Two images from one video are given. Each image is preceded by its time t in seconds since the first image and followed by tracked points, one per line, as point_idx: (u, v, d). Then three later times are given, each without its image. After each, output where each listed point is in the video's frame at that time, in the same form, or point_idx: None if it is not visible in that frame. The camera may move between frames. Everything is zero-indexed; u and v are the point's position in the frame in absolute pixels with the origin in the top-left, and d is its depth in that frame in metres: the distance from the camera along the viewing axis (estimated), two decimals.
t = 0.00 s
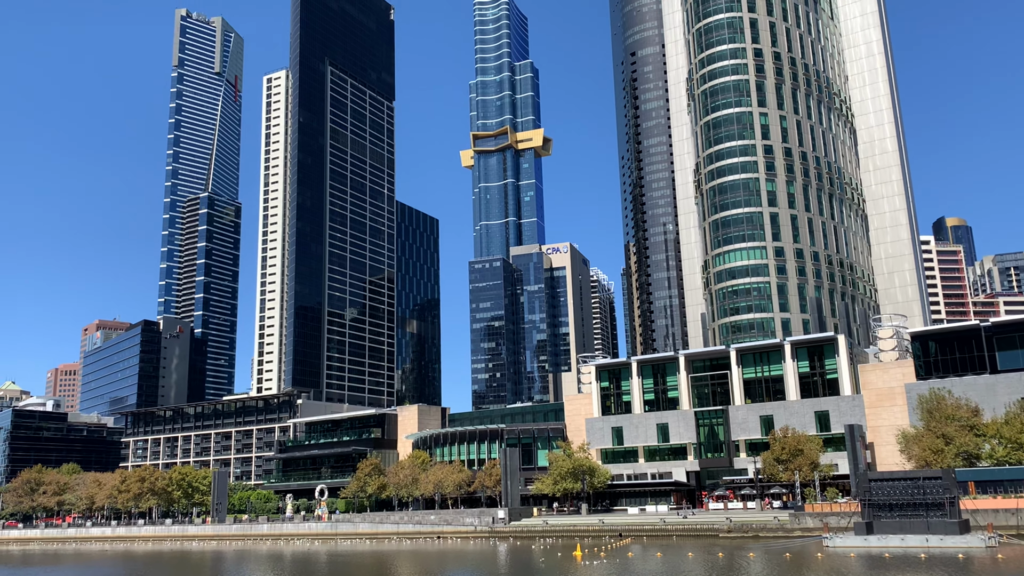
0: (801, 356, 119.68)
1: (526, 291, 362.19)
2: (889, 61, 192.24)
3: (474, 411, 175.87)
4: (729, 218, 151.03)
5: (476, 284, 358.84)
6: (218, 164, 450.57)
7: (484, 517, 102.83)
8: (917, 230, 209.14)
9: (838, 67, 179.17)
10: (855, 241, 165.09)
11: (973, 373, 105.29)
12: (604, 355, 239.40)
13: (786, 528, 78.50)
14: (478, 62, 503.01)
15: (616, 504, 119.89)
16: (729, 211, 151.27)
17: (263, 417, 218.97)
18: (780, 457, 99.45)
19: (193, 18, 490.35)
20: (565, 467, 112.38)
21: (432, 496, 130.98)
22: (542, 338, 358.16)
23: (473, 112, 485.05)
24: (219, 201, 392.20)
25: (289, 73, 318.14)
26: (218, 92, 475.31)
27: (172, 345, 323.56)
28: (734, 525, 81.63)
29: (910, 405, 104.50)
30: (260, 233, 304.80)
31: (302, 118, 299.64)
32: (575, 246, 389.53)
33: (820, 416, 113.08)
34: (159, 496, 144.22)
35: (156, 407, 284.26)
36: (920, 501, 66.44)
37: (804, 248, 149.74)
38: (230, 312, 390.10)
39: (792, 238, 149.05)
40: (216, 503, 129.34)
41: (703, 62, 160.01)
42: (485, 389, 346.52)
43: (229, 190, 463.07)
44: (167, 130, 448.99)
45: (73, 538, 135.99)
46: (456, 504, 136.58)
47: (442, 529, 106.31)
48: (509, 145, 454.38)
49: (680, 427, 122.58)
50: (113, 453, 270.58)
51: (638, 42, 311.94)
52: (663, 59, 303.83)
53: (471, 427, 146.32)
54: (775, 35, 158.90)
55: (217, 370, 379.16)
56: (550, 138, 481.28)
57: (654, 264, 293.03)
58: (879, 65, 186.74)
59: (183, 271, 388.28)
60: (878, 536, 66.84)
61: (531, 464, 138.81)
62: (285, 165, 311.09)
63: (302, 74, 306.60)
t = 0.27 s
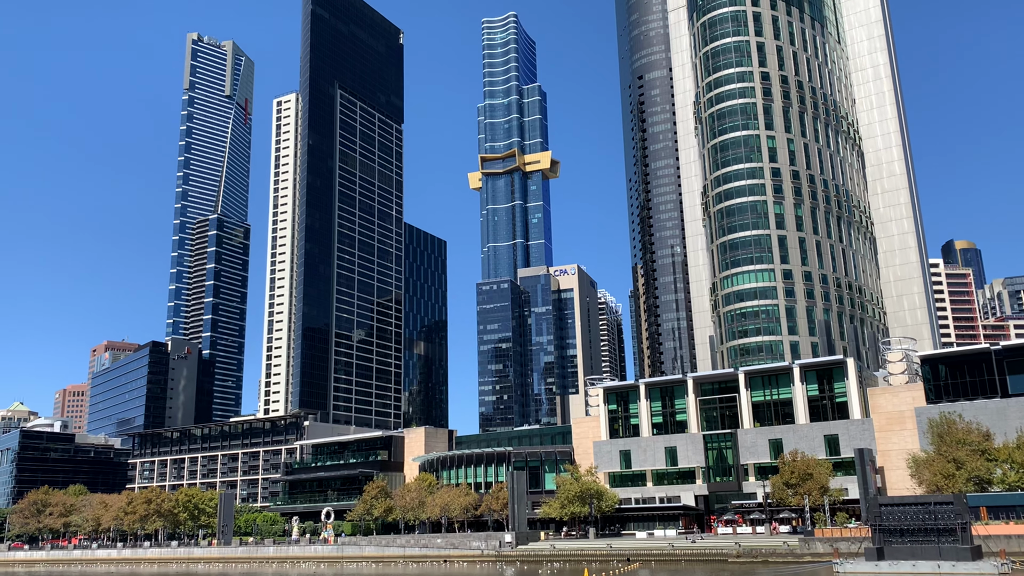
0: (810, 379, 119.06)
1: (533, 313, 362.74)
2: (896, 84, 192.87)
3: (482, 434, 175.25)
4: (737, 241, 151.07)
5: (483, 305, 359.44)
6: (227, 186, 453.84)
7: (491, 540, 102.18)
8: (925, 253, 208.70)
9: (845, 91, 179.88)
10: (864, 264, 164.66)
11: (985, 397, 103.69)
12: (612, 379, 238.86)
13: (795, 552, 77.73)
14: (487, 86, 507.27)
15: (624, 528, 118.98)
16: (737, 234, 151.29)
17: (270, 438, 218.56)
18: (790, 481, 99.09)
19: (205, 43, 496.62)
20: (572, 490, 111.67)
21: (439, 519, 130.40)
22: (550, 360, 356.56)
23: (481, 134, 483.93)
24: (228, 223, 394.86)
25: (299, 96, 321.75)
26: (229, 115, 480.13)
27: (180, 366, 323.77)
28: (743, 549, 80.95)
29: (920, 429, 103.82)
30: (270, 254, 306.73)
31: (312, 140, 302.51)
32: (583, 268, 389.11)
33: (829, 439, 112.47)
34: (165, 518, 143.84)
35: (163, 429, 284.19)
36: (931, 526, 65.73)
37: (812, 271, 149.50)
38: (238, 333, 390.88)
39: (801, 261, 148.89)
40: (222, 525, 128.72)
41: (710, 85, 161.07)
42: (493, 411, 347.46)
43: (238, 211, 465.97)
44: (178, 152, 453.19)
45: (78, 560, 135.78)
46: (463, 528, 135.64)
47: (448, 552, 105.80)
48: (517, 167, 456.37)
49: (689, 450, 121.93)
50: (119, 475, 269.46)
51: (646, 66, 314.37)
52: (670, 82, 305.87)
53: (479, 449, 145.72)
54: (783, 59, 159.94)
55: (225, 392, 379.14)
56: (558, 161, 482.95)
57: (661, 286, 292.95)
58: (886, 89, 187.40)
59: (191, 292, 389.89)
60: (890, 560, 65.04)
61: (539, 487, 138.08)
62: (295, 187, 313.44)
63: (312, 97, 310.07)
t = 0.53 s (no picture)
0: (816, 402, 118.23)
1: (538, 334, 363.13)
2: (902, 109, 193.54)
3: (485, 455, 174.40)
4: (742, 263, 151.01)
5: (488, 326, 359.87)
6: (234, 205, 456.24)
7: (494, 563, 101.43)
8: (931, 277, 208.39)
9: (851, 115, 180.54)
10: (869, 287, 164.39)
11: (992, 423, 103.05)
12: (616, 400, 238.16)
13: None
14: (493, 108, 510.61)
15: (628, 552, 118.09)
16: (742, 256, 151.25)
17: (273, 458, 217.89)
18: (795, 506, 98.41)
19: (214, 64, 501.59)
20: (576, 513, 110.93)
21: (442, 541, 129.52)
22: (554, 382, 356.70)
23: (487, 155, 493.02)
24: (234, 242, 396.99)
25: (307, 118, 324.13)
26: (236, 135, 483.55)
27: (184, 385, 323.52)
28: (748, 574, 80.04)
29: (927, 454, 103.30)
30: (275, 274, 307.70)
31: (319, 161, 304.42)
32: (588, 289, 389.08)
33: (835, 463, 112.08)
34: (167, 537, 142.70)
35: (167, 447, 283.98)
36: (939, 553, 64.93)
37: (818, 294, 149.27)
38: (243, 352, 391.23)
39: (806, 284, 148.73)
40: (224, 545, 126.93)
41: (716, 109, 161.92)
42: (496, 432, 340.76)
43: (245, 231, 468.14)
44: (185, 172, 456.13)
45: None
46: (465, 551, 134.59)
47: (451, 575, 105.11)
48: (523, 188, 457.94)
49: (694, 473, 121.29)
50: (122, 494, 268.72)
51: (651, 89, 315.77)
52: (676, 105, 307.33)
53: (483, 471, 144.96)
54: (788, 83, 160.85)
55: (229, 411, 378.92)
56: (564, 182, 484.28)
57: (667, 308, 293.02)
58: (892, 113, 188.05)
59: (197, 311, 390.86)
60: None
61: (542, 510, 137.12)
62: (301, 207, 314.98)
63: (320, 119, 312.39)
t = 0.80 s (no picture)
0: (819, 424, 117.62)
1: (541, 353, 362.00)
2: (905, 131, 193.99)
3: (486, 475, 173.55)
4: (745, 284, 151.02)
5: (490, 345, 363.67)
6: (238, 222, 457.87)
7: None
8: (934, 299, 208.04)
9: (854, 137, 181.22)
10: (873, 309, 164.18)
11: (997, 448, 100.86)
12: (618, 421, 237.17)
13: None
14: (497, 127, 513.17)
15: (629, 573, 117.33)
16: (745, 277, 151.33)
17: (274, 476, 217.21)
18: (798, 529, 97.67)
19: (221, 82, 505.71)
20: (577, 534, 110.16)
21: (442, 562, 128.53)
22: (557, 402, 352.88)
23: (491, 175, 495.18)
24: (238, 259, 398.17)
25: (312, 135, 326.18)
26: (242, 152, 486.41)
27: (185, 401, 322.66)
28: None
29: (931, 477, 102.92)
30: (279, 291, 308.27)
31: (324, 179, 305.98)
32: (591, 308, 388.28)
33: (838, 486, 111.58)
34: (166, 555, 141.74)
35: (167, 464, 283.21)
36: None
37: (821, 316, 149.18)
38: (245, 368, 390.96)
39: (809, 305, 148.73)
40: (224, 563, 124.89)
41: (719, 130, 162.75)
42: (497, 452, 346.90)
43: (249, 247, 469.43)
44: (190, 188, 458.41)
45: None
46: (465, 571, 133.50)
47: None
48: (526, 207, 459.14)
49: (696, 495, 120.82)
50: (122, 510, 267.72)
51: (654, 109, 317.38)
52: (679, 126, 308.90)
53: (484, 491, 144.09)
54: (791, 104, 161.56)
55: (230, 428, 378.16)
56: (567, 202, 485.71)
57: (669, 328, 292.58)
58: (895, 135, 188.48)
59: (199, 327, 391.18)
60: None
61: (544, 530, 136.05)
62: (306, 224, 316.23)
63: (325, 137, 314.27)
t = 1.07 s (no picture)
0: (822, 442, 117.04)
1: (542, 369, 361.36)
2: (907, 149, 194.62)
3: (487, 492, 172.66)
4: (747, 301, 150.94)
5: (492, 360, 361.31)
6: (241, 237, 459.05)
7: None
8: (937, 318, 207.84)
9: (856, 155, 181.77)
10: (875, 327, 163.96)
11: (1001, 466, 102.36)
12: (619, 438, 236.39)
13: None
14: (500, 143, 515.45)
15: None
16: (748, 294, 151.26)
17: (274, 491, 216.58)
18: (800, 547, 96.85)
19: (225, 97, 508.63)
20: (579, 552, 109.55)
21: None
22: (559, 418, 352.91)
23: (493, 190, 494.03)
24: (241, 273, 398.96)
25: (316, 151, 327.87)
26: (245, 167, 488.44)
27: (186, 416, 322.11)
28: None
29: (935, 498, 103.33)
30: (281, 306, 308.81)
31: (327, 194, 307.44)
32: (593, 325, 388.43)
33: (841, 505, 110.38)
34: (164, 570, 140.62)
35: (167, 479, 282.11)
36: None
37: (824, 333, 148.96)
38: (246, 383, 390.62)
39: (812, 323, 148.55)
40: None
41: (721, 147, 163.15)
42: (499, 469, 340.40)
43: (252, 262, 470.35)
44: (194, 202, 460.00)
45: None
46: None
47: None
48: (529, 223, 460.15)
49: (698, 513, 120.24)
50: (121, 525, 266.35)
51: (657, 127, 319.29)
52: (682, 143, 310.47)
53: (485, 508, 143.62)
54: (794, 122, 162.30)
55: (231, 443, 377.17)
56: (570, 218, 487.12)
57: (672, 345, 292.13)
58: (897, 153, 189.15)
59: (201, 341, 391.05)
60: None
61: (545, 548, 134.63)
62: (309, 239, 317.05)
63: (329, 152, 315.96)
